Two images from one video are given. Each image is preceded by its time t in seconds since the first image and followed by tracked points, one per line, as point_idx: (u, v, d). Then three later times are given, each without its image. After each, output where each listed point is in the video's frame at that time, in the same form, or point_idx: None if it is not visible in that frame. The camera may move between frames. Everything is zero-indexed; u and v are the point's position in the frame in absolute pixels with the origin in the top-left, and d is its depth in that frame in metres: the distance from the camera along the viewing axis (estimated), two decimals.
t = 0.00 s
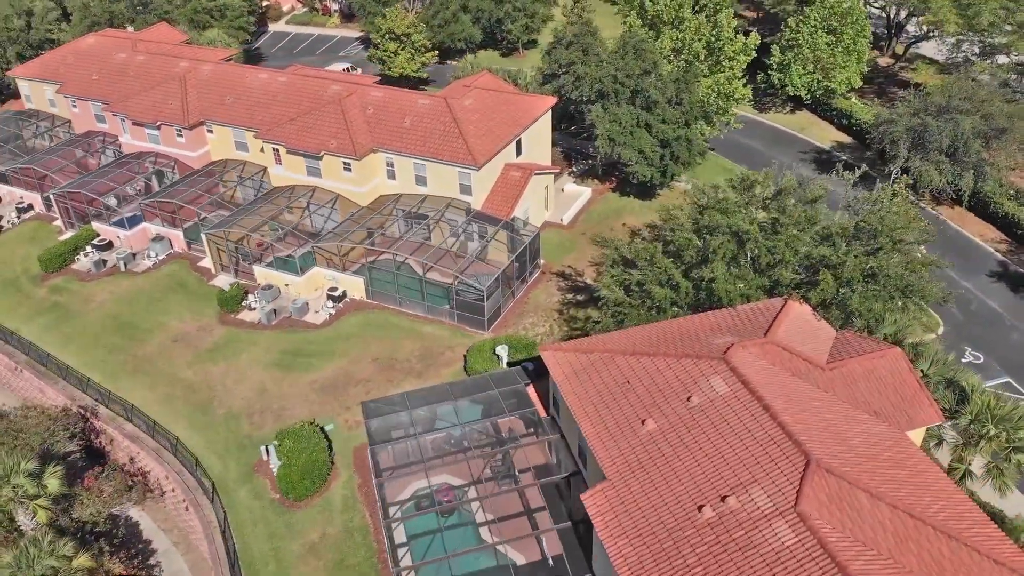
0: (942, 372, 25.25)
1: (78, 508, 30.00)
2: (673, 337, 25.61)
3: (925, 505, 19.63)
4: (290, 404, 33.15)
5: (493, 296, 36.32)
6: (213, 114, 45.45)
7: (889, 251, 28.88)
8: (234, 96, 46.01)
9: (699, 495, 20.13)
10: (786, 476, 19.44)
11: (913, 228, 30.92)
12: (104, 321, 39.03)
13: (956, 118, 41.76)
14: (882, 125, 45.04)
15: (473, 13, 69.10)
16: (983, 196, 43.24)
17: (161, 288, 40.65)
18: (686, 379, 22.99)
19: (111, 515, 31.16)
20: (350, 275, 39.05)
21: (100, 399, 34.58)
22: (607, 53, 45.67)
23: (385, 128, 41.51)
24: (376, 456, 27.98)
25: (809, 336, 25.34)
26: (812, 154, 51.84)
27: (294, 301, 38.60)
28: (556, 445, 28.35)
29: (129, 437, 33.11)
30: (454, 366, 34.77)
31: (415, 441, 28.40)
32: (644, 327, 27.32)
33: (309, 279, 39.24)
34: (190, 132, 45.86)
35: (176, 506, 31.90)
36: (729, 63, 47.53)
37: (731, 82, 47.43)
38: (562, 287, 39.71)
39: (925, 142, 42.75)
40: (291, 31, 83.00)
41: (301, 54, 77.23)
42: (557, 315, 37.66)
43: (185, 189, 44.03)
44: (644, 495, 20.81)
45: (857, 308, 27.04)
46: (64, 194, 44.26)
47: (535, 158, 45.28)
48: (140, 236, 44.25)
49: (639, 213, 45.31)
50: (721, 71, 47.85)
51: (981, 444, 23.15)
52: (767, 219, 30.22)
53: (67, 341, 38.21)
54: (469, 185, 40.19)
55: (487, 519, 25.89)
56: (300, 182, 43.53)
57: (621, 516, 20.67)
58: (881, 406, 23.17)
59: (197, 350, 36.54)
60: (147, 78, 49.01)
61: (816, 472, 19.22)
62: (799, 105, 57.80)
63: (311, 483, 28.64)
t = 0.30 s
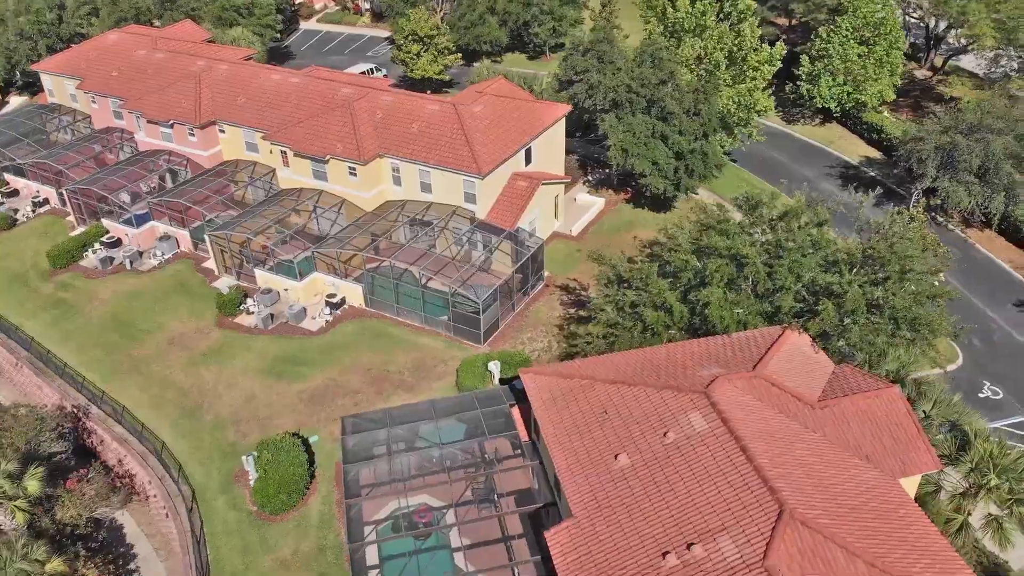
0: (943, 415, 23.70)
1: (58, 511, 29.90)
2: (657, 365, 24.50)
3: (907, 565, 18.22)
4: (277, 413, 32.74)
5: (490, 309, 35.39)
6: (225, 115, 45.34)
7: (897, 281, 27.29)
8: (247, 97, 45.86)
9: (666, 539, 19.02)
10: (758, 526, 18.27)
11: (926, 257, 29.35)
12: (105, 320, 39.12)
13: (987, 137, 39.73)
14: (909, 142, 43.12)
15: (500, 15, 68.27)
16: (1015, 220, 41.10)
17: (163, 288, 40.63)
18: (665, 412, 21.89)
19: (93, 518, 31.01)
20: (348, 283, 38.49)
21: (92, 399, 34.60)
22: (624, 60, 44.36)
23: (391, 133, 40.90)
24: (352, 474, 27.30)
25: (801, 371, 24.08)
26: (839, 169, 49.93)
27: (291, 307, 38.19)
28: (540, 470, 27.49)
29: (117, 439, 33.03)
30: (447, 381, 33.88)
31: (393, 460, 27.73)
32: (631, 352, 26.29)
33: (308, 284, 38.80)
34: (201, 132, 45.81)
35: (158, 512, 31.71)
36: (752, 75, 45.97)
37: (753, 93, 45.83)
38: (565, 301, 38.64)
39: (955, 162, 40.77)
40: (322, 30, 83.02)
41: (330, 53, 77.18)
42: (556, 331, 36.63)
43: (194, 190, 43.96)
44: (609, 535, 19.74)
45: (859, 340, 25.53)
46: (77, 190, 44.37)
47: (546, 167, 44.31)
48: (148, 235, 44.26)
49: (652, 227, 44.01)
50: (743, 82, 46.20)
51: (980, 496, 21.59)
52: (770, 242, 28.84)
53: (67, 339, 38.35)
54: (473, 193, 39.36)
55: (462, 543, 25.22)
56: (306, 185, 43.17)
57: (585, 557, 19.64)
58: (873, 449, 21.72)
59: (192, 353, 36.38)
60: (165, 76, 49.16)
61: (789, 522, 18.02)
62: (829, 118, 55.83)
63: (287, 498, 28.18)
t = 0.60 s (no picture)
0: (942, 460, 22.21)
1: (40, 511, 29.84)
2: (638, 395, 23.38)
3: None
4: (264, 421, 32.31)
5: (487, 322, 34.49)
6: (237, 115, 45.15)
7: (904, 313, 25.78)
8: (260, 98, 45.63)
9: None
10: None
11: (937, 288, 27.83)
12: (107, 318, 39.16)
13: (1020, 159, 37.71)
14: (938, 160, 41.19)
15: (528, 17, 67.30)
16: None
17: (166, 288, 40.57)
18: (638, 447, 20.79)
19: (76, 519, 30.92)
20: (347, 289, 37.93)
21: (85, 398, 34.63)
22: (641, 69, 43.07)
23: (398, 138, 40.24)
24: (325, 492, 26.56)
25: (789, 408, 22.79)
26: (866, 186, 47.95)
27: (289, 311, 37.77)
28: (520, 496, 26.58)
29: (106, 440, 32.94)
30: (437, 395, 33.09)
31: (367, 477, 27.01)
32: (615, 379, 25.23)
33: (307, 289, 38.39)
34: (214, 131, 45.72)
35: (142, 516, 31.54)
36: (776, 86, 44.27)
37: (775, 105, 44.14)
38: (566, 316, 37.61)
39: (985, 184, 38.81)
40: (353, 29, 82.78)
41: (358, 52, 76.96)
42: (555, 346, 35.64)
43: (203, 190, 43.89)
44: None
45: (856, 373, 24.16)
46: (92, 188, 44.61)
47: (557, 175, 43.25)
48: (156, 233, 44.15)
49: (663, 241, 42.73)
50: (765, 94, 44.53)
51: (974, 552, 20.13)
52: (771, 267, 27.47)
53: (68, 336, 38.46)
54: (477, 202, 38.50)
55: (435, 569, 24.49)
56: (313, 188, 42.76)
57: None
58: (860, 496, 20.37)
59: (187, 355, 36.17)
60: (182, 73, 49.20)
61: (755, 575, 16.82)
62: (859, 131, 53.80)
63: (263, 510, 27.80)
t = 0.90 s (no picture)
0: (938, 504, 20.80)
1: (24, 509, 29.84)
2: (616, 421, 22.42)
3: None
4: (253, 427, 32.03)
5: (482, 333, 33.75)
6: (248, 115, 45.00)
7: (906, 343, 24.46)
8: (272, 98, 45.43)
9: None
10: None
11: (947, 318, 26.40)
12: (109, 316, 39.29)
13: None
14: (963, 178, 39.43)
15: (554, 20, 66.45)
16: None
17: (170, 287, 40.60)
18: (609, 479, 19.83)
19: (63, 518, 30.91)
20: (346, 294, 37.48)
21: (80, 396, 34.72)
22: (655, 76, 41.91)
23: (405, 143, 39.68)
24: (299, 503, 26.40)
25: (775, 442, 21.64)
26: (890, 202, 46.18)
27: (287, 315, 37.47)
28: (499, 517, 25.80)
29: (98, 439, 32.96)
30: (428, 407, 32.42)
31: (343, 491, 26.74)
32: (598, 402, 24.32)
33: (307, 292, 38.08)
34: (225, 130, 45.69)
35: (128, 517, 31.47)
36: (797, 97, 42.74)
37: (795, 116, 42.60)
38: (567, 329, 36.75)
39: (1011, 205, 37.03)
40: (380, 29, 82.66)
41: (384, 52, 76.65)
42: (552, 360, 34.78)
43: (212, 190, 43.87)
44: None
45: (850, 406, 22.98)
46: (104, 183, 44.77)
47: (566, 183, 42.33)
48: (165, 231, 44.26)
49: (674, 254, 41.59)
50: (785, 105, 43.01)
51: None
52: (769, 289, 26.36)
53: (70, 332, 38.63)
54: (480, 210, 37.79)
55: None
56: (320, 190, 42.46)
57: None
58: (842, 542, 19.17)
59: (183, 356, 36.09)
60: (199, 72, 49.28)
61: None
62: (888, 144, 51.94)
63: (240, 520, 27.48)
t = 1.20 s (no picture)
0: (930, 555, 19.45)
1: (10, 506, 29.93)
2: (590, 451, 21.53)
3: None
4: (240, 433, 31.73)
5: (476, 346, 32.95)
6: (260, 114, 44.88)
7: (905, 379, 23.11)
8: (285, 98, 45.21)
9: None
10: None
11: (953, 353, 24.95)
12: (112, 312, 39.42)
13: None
14: (991, 201, 37.66)
15: (582, 23, 65.33)
16: None
17: (174, 285, 40.62)
18: (572, 515, 18.93)
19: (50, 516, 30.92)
20: (344, 300, 37.06)
21: (76, 394, 34.81)
22: (671, 86, 40.72)
23: (411, 148, 39.10)
24: (266, 519, 25.77)
25: (753, 482, 20.57)
26: (917, 221, 44.21)
27: (285, 319, 37.19)
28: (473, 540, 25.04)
29: (88, 438, 33.00)
30: (417, 419, 31.80)
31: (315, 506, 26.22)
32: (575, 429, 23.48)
33: (306, 296, 37.71)
34: (238, 130, 45.63)
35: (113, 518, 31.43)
36: (819, 110, 41.10)
37: (817, 130, 40.95)
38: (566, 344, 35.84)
39: None
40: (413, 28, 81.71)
41: (413, 52, 75.98)
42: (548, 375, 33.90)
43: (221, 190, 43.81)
44: None
45: (840, 444, 21.72)
46: (119, 179, 44.99)
47: (576, 193, 41.32)
48: (174, 229, 44.37)
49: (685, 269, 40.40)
50: (806, 117, 41.39)
51: None
52: (764, 314, 25.21)
53: (73, 327, 38.86)
54: (482, 219, 37.05)
55: None
56: (327, 193, 42.14)
57: None
58: None
59: (180, 357, 36.00)
60: (217, 70, 49.35)
61: None
62: (919, 160, 49.93)
63: (216, 529, 27.19)
